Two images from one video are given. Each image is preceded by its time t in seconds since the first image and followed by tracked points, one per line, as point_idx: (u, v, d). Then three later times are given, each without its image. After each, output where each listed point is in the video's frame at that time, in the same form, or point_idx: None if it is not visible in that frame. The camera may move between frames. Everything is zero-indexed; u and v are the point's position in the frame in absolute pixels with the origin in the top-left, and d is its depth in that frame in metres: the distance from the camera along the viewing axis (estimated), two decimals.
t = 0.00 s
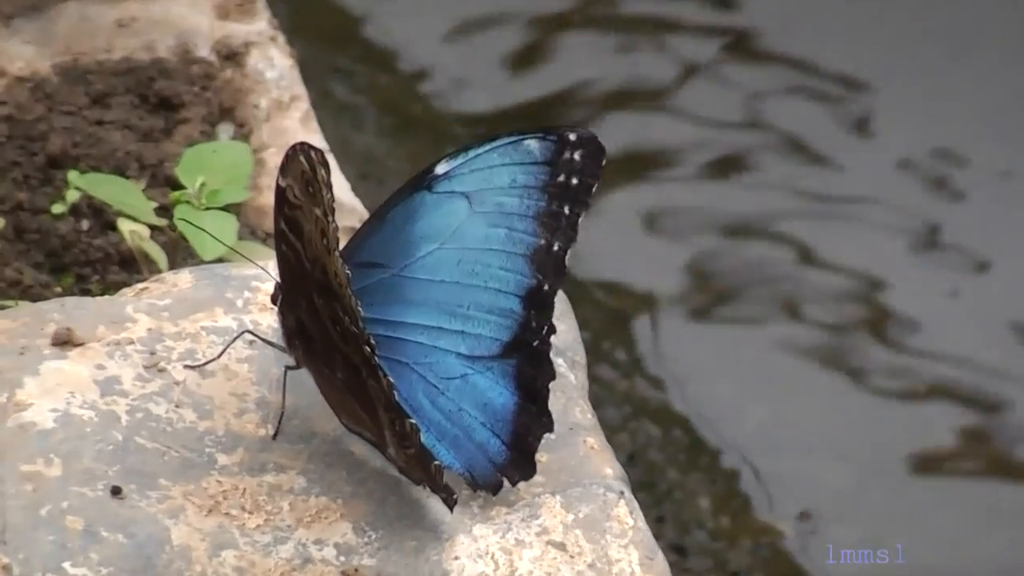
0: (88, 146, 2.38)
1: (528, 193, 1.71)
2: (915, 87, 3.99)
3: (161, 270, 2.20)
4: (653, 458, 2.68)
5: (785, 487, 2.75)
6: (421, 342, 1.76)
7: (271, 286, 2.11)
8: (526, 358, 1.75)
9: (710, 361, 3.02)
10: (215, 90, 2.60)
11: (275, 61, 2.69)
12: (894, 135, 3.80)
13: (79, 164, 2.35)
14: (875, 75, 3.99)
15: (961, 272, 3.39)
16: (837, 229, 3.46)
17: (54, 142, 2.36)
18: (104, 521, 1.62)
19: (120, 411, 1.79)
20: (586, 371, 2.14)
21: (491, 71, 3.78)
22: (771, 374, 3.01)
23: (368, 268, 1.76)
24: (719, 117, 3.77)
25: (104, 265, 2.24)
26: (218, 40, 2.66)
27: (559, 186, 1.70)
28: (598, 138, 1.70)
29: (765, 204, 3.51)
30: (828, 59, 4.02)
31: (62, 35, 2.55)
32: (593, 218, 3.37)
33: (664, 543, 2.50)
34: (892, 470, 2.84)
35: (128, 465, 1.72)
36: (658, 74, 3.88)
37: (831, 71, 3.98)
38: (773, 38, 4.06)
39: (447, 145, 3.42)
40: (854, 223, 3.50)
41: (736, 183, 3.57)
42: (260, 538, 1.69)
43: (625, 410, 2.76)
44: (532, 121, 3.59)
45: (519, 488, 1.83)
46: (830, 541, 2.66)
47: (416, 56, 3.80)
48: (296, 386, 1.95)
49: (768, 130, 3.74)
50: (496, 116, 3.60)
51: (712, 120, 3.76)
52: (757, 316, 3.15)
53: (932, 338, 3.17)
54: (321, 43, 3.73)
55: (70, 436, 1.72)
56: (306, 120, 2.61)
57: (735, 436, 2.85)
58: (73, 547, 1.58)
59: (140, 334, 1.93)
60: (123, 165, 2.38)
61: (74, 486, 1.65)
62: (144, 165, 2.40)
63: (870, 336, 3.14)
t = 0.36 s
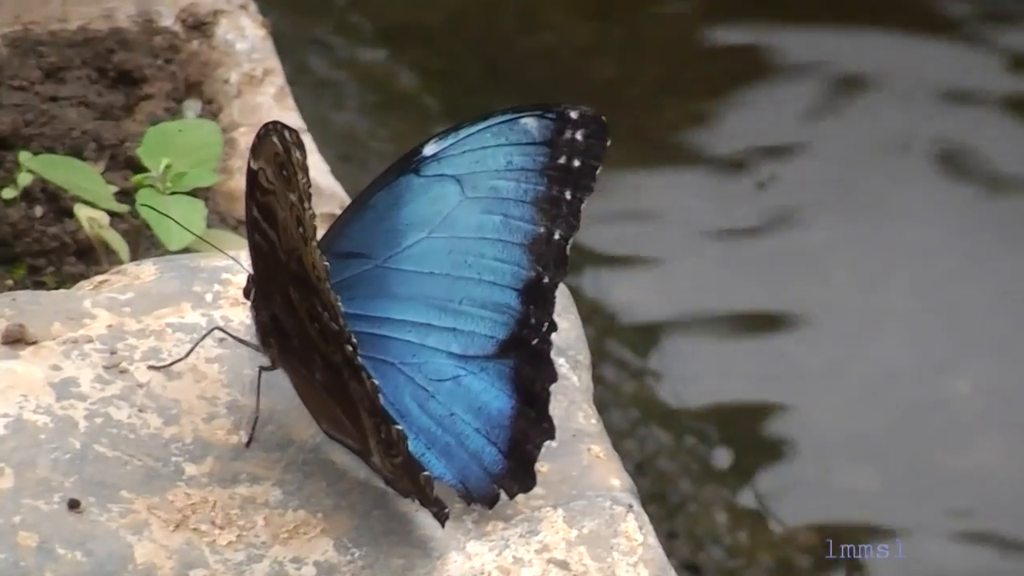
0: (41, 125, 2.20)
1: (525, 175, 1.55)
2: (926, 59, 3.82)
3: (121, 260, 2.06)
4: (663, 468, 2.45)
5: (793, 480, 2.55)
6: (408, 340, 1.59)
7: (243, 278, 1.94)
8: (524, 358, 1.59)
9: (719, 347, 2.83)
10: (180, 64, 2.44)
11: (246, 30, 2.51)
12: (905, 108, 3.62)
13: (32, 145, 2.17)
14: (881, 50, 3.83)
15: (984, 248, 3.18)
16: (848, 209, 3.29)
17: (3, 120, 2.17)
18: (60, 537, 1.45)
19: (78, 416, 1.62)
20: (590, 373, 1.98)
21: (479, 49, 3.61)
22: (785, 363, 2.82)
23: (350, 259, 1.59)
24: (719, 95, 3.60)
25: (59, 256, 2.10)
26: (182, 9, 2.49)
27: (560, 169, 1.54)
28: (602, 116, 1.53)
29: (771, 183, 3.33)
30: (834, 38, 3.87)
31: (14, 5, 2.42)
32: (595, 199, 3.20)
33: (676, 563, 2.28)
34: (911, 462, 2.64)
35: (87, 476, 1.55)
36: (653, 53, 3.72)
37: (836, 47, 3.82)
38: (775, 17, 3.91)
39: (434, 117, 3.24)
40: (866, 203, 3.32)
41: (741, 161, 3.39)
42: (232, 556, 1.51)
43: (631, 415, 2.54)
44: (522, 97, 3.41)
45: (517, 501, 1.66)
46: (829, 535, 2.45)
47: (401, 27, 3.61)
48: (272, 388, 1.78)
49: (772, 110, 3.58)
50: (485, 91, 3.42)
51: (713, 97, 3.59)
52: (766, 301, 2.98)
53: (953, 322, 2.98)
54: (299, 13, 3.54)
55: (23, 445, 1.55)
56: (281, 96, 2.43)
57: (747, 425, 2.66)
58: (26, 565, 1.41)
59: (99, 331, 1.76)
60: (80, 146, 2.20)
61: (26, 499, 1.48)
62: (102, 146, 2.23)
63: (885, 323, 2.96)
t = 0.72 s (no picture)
0: (33, 120, 2.20)
1: (519, 170, 1.52)
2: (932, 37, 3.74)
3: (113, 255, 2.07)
4: (657, 463, 2.54)
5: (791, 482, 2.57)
6: (402, 336, 1.58)
7: (236, 274, 1.93)
8: (518, 354, 1.57)
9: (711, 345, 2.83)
10: (172, 57, 2.43)
11: (240, 24, 2.52)
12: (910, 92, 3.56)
13: (23, 139, 2.18)
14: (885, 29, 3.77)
15: (983, 246, 3.18)
16: (847, 204, 3.27)
17: None
18: (53, 534, 1.44)
19: (70, 412, 1.61)
20: (584, 369, 1.97)
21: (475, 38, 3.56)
22: (779, 362, 2.83)
23: (343, 254, 1.58)
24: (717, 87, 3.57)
25: (51, 251, 2.11)
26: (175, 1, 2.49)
27: (555, 163, 1.51)
28: (599, 110, 1.50)
29: (771, 175, 3.30)
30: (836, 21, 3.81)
31: None
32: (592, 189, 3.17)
33: (670, 557, 2.38)
34: (908, 462, 2.63)
35: (79, 472, 1.54)
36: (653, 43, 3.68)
37: (836, 33, 3.77)
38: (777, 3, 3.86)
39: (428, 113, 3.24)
40: (866, 197, 3.30)
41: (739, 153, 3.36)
42: (224, 553, 1.50)
43: (625, 411, 2.61)
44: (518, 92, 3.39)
45: (510, 497, 1.65)
46: (830, 531, 2.48)
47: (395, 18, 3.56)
48: (265, 384, 1.77)
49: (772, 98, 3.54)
50: (480, 85, 3.40)
51: (711, 89, 3.56)
52: (762, 301, 2.98)
53: (952, 321, 2.97)
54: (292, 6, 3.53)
55: (13, 441, 1.54)
56: (274, 90, 2.45)
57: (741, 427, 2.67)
58: (17, 563, 1.40)
59: (91, 327, 1.75)
60: (71, 141, 2.20)
61: (19, 496, 1.47)
62: (95, 141, 2.23)
63: (882, 321, 2.95)
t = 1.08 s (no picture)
0: (29, 120, 2.22)
1: (516, 171, 1.52)
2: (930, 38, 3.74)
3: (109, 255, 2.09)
4: (653, 464, 2.54)
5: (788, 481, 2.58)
6: (398, 336, 1.58)
7: (232, 275, 1.93)
8: (515, 355, 1.56)
9: (709, 345, 2.84)
10: (169, 58, 2.43)
11: (236, 25, 2.51)
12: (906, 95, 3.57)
13: (20, 140, 2.20)
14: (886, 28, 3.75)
15: (982, 244, 3.18)
16: (845, 203, 3.27)
17: None
18: (50, 534, 1.44)
19: (66, 413, 1.61)
20: (580, 369, 1.97)
21: (472, 34, 3.55)
22: (777, 361, 2.83)
23: (339, 255, 1.58)
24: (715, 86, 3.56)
25: (48, 251, 2.11)
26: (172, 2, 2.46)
27: (551, 164, 1.51)
28: (595, 110, 1.50)
29: (769, 176, 3.32)
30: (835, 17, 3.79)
31: None
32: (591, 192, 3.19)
33: (666, 558, 2.37)
34: (906, 462, 2.65)
35: (76, 472, 1.54)
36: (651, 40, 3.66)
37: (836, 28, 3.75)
38: None
39: (425, 115, 3.24)
40: (864, 196, 3.30)
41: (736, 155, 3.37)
42: (221, 553, 1.50)
43: (621, 411, 2.61)
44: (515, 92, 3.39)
45: (506, 498, 1.65)
46: (830, 527, 2.51)
47: (391, 17, 3.56)
48: (261, 384, 1.77)
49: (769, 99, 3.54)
50: (477, 85, 3.40)
51: (709, 88, 3.56)
52: (762, 298, 2.98)
53: (950, 320, 2.97)
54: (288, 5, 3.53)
55: (9, 441, 1.54)
56: (270, 91, 2.46)
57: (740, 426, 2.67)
58: (14, 564, 1.40)
59: (87, 327, 1.75)
60: (68, 142, 2.23)
61: (15, 496, 1.47)
62: (91, 141, 2.26)
63: (879, 321, 2.95)
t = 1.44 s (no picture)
0: (27, 120, 2.22)
1: (514, 171, 1.51)
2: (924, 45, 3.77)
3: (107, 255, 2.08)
4: (651, 464, 2.55)
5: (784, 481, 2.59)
6: (397, 336, 1.58)
7: (230, 275, 1.94)
8: (513, 355, 1.56)
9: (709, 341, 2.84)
10: (166, 58, 2.42)
11: (234, 25, 2.51)
12: (903, 99, 3.59)
13: (18, 140, 2.20)
14: (881, 40, 3.79)
15: (979, 244, 3.19)
16: (843, 202, 3.27)
17: None
18: (48, 534, 1.44)
19: (65, 413, 1.61)
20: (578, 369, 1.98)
21: (470, 40, 3.56)
22: (775, 357, 2.82)
23: (338, 254, 1.58)
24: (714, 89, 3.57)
25: (46, 251, 2.12)
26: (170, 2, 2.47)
27: (550, 164, 1.51)
28: (593, 111, 1.50)
29: (766, 177, 3.32)
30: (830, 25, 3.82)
31: None
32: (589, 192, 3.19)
33: (664, 558, 2.39)
34: (905, 460, 2.65)
35: (74, 472, 1.54)
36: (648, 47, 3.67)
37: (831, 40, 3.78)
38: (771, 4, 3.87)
39: (423, 115, 3.24)
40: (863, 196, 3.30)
41: (733, 156, 3.37)
42: (219, 553, 1.50)
43: (619, 412, 2.63)
44: (513, 93, 3.39)
45: (505, 497, 1.65)
46: (830, 521, 2.54)
47: (389, 20, 3.56)
48: (258, 385, 1.77)
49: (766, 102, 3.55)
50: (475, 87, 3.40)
51: (706, 89, 3.57)
52: (758, 296, 2.97)
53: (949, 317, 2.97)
54: (286, 8, 3.54)
55: (7, 441, 1.54)
56: (267, 90, 2.46)
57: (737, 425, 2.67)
58: (12, 563, 1.40)
59: (86, 327, 1.75)
60: (66, 142, 2.23)
61: (13, 496, 1.47)
62: (89, 141, 2.26)
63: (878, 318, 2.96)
